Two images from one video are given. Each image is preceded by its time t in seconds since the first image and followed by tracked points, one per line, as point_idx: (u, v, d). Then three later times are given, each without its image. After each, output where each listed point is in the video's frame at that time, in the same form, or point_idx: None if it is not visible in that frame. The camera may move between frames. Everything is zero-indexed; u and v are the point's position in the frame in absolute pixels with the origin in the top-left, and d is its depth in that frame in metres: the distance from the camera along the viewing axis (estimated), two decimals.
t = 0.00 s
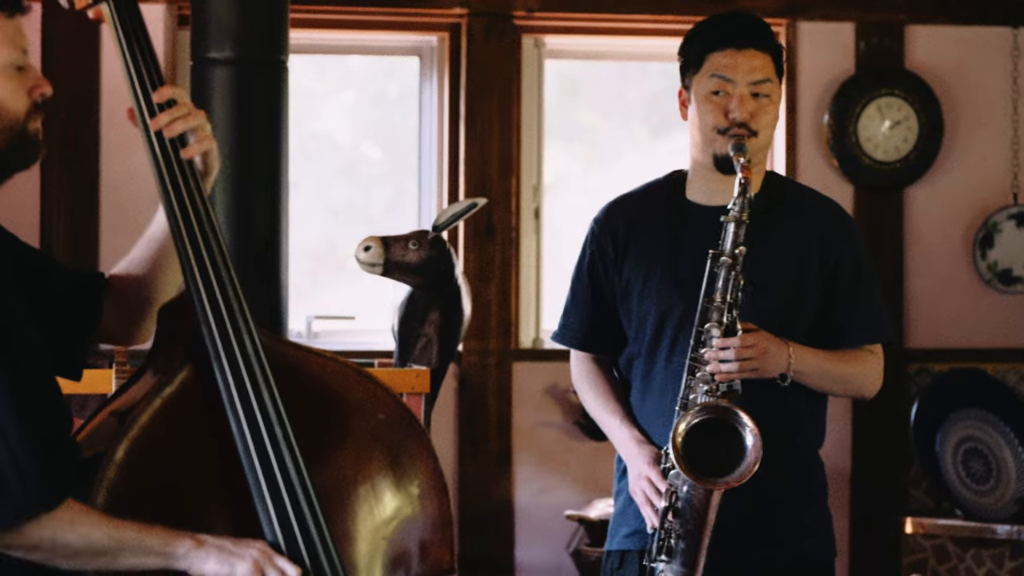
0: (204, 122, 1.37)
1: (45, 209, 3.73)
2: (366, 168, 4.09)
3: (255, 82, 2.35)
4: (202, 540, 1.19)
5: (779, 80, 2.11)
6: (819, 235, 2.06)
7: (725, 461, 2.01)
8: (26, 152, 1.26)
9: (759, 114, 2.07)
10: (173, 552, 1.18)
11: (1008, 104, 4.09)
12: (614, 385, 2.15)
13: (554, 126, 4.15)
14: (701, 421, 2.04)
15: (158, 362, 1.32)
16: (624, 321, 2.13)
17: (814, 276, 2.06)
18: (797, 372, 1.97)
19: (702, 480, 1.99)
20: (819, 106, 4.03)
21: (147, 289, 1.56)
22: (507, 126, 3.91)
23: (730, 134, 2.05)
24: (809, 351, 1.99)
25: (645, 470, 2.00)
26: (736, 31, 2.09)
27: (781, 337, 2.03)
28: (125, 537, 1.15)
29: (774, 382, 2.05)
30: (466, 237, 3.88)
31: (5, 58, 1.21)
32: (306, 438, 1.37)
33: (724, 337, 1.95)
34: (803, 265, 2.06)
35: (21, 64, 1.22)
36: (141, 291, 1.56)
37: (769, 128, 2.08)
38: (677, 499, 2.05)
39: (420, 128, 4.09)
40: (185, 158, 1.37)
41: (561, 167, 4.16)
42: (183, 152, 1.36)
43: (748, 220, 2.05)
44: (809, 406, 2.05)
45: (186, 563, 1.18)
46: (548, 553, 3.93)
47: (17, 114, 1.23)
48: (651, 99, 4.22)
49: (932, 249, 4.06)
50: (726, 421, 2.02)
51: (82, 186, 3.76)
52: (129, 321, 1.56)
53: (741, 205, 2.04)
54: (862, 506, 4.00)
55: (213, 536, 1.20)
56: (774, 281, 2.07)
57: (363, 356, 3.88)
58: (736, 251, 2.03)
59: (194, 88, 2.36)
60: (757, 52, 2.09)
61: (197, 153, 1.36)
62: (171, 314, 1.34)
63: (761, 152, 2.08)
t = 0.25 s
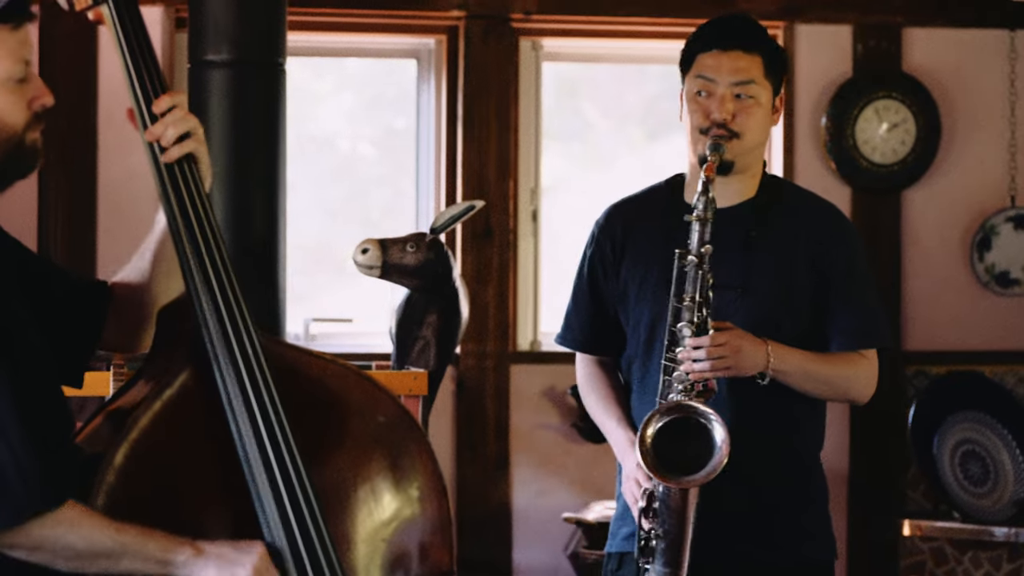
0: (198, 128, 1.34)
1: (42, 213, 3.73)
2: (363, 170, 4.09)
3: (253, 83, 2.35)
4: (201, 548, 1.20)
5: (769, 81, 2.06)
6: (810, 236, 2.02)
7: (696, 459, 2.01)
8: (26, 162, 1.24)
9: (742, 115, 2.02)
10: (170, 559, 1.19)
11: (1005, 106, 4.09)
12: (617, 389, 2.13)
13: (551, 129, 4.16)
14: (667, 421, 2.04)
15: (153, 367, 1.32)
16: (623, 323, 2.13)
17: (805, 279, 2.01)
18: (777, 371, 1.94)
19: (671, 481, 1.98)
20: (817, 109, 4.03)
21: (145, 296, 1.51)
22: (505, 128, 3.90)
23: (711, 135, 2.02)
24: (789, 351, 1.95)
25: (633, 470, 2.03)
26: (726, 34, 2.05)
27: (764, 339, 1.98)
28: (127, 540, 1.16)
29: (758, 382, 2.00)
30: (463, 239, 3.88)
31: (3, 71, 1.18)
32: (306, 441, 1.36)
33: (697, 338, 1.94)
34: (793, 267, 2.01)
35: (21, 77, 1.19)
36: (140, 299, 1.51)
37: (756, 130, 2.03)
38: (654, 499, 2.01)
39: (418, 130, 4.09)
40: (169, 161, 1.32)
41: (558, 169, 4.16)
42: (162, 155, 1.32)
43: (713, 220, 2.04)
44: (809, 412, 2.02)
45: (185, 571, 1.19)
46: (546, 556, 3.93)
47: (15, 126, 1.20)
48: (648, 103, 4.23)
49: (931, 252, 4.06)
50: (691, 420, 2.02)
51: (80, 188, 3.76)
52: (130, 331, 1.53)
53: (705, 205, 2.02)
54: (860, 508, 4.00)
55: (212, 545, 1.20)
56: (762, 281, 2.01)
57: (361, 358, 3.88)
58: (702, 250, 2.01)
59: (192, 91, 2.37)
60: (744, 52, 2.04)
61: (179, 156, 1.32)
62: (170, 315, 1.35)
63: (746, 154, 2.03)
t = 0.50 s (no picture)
0: (197, 129, 1.33)
1: (39, 215, 3.72)
2: (361, 172, 4.09)
3: (251, 85, 2.36)
4: None
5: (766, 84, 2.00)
6: (808, 241, 1.95)
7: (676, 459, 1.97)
8: (33, 161, 1.23)
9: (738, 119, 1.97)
10: None
11: (1003, 108, 4.10)
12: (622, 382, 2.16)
13: (550, 131, 4.16)
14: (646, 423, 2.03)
15: (148, 374, 1.27)
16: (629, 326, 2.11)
17: (801, 280, 1.95)
18: (761, 373, 1.87)
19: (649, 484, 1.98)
20: (815, 112, 4.04)
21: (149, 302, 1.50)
22: (503, 130, 3.91)
23: (705, 138, 1.98)
24: (773, 352, 1.88)
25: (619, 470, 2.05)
26: (723, 38, 1.99)
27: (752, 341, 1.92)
28: None
29: (742, 385, 1.94)
30: (462, 241, 3.87)
31: (6, 73, 1.16)
32: (304, 441, 1.32)
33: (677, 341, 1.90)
34: (786, 269, 1.95)
35: (24, 79, 1.18)
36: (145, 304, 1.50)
37: (754, 134, 1.97)
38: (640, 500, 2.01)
39: (416, 132, 4.09)
40: (168, 159, 1.30)
41: (557, 172, 4.16)
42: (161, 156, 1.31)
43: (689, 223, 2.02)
44: (803, 416, 1.94)
45: None
46: (544, 557, 3.93)
47: (20, 127, 1.20)
48: (646, 105, 4.23)
49: (930, 254, 4.07)
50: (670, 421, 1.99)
51: (78, 189, 3.76)
52: (135, 341, 1.52)
53: (681, 209, 2.00)
54: (859, 510, 4.00)
55: None
56: (756, 281, 1.95)
57: (359, 360, 3.88)
58: (679, 252, 2.00)
59: (189, 93, 2.38)
60: (742, 54, 1.99)
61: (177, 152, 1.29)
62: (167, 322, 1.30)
63: (742, 158, 1.98)
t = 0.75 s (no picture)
0: (196, 129, 1.33)
1: (37, 216, 3.73)
2: (359, 174, 4.09)
3: (249, 86, 2.36)
4: None
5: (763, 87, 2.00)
6: (807, 241, 1.95)
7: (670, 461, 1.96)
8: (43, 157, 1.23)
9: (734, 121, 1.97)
10: None
11: (1001, 109, 4.10)
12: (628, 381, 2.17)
13: (547, 131, 4.16)
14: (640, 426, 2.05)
15: (145, 375, 1.26)
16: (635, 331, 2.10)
17: (800, 283, 1.94)
18: (757, 377, 1.87)
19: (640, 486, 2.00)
20: (813, 112, 4.04)
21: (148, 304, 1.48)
22: (500, 131, 3.91)
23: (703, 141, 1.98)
24: (770, 355, 1.88)
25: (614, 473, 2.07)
26: (720, 41, 1.99)
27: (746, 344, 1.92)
28: None
29: (740, 388, 1.93)
30: (459, 242, 3.87)
31: (13, 69, 1.17)
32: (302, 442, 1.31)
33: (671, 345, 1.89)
34: (784, 271, 1.95)
35: (30, 74, 1.18)
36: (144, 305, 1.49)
37: (752, 136, 1.97)
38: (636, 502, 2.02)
39: (414, 133, 4.09)
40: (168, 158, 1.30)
41: (554, 173, 4.16)
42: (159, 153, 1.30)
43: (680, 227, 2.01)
44: (802, 420, 1.94)
45: None
46: (541, 558, 3.93)
47: (29, 123, 1.19)
48: (644, 106, 4.23)
49: (927, 255, 4.07)
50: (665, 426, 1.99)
51: (75, 191, 3.76)
52: (133, 346, 1.50)
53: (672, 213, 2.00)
54: (856, 511, 4.00)
55: None
56: (755, 283, 1.95)
57: (356, 361, 3.88)
58: (670, 257, 2.00)
59: (186, 93, 2.37)
60: (739, 58, 1.99)
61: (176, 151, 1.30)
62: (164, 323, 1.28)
63: (740, 160, 1.97)
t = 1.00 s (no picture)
0: (195, 131, 1.33)
1: (36, 218, 3.73)
2: (356, 175, 4.09)
3: (247, 87, 2.36)
4: None
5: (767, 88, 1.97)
6: (809, 243, 1.94)
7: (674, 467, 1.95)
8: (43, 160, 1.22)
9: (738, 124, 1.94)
10: None
11: (999, 110, 4.10)
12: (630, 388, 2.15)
13: (544, 133, 4.16)
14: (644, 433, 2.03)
15: (142, 378, 1.26)
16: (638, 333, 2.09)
17: (802, 286, 1.94)
18: (762, 380, 1.86)
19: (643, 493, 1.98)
20: (811, 113, 4.04)
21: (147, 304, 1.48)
22: (498, 132, 3.91)
23: (706, 143, 1.95)
24: (775, 358, 1.87)
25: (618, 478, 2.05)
26: (722, 42, 1.96)
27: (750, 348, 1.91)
28: None
29: (745, 391, 1.92)
30: (457, 243, 3.87)
31: (15, 69, 1.17)
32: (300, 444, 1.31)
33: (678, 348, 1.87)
34: (786, 275, 1.94)
35: (30, 74, 1.18)
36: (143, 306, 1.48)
37: (755, 139, 1.94)
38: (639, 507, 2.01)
39: (412, 135, 4.08)
40: (166, 159, 1.30)
41: (552, 174, 4.16)
42: (157, 157, 1.30)
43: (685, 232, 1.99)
44: (805, 422, 1.93)
45: None
46: (539, 559, 3.93)
47: (31, 123, 1.19)
48: (642, 107, 4.22)
49: (925, 256, 4.07)
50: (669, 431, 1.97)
51: (74, 192, 3.76)
52: (131, 347, 1.50)
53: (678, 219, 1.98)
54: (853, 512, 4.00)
55: None
56: (757, 286, 1.94)
57: (354, 362, 3.88)
58: (676, 261, 1.98)
59: (185, 95, 2.37)
60: (742, 59, 1.96)
61: (174, 153, 1.30)
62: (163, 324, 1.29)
63: (743, 163, 1.95)
